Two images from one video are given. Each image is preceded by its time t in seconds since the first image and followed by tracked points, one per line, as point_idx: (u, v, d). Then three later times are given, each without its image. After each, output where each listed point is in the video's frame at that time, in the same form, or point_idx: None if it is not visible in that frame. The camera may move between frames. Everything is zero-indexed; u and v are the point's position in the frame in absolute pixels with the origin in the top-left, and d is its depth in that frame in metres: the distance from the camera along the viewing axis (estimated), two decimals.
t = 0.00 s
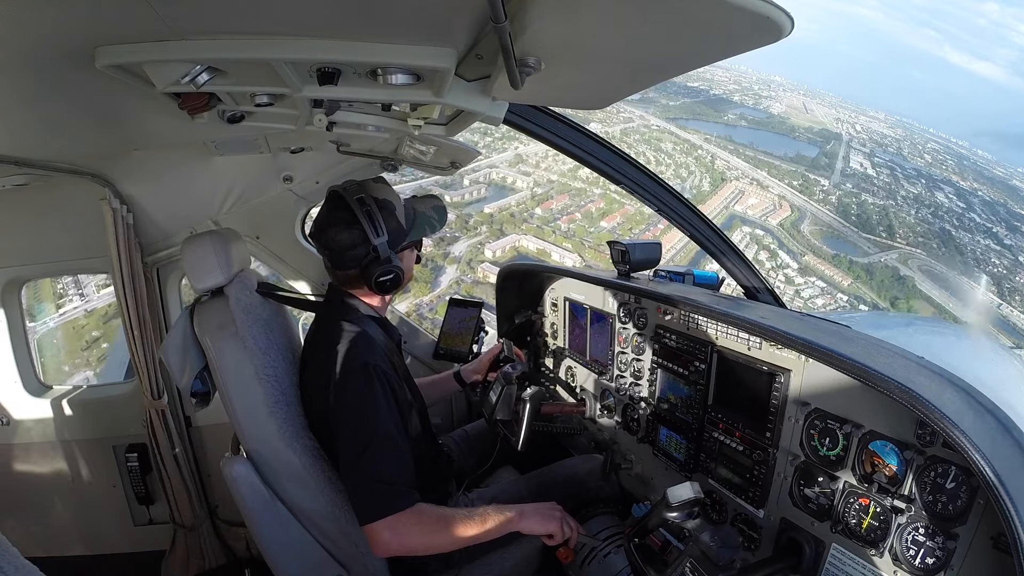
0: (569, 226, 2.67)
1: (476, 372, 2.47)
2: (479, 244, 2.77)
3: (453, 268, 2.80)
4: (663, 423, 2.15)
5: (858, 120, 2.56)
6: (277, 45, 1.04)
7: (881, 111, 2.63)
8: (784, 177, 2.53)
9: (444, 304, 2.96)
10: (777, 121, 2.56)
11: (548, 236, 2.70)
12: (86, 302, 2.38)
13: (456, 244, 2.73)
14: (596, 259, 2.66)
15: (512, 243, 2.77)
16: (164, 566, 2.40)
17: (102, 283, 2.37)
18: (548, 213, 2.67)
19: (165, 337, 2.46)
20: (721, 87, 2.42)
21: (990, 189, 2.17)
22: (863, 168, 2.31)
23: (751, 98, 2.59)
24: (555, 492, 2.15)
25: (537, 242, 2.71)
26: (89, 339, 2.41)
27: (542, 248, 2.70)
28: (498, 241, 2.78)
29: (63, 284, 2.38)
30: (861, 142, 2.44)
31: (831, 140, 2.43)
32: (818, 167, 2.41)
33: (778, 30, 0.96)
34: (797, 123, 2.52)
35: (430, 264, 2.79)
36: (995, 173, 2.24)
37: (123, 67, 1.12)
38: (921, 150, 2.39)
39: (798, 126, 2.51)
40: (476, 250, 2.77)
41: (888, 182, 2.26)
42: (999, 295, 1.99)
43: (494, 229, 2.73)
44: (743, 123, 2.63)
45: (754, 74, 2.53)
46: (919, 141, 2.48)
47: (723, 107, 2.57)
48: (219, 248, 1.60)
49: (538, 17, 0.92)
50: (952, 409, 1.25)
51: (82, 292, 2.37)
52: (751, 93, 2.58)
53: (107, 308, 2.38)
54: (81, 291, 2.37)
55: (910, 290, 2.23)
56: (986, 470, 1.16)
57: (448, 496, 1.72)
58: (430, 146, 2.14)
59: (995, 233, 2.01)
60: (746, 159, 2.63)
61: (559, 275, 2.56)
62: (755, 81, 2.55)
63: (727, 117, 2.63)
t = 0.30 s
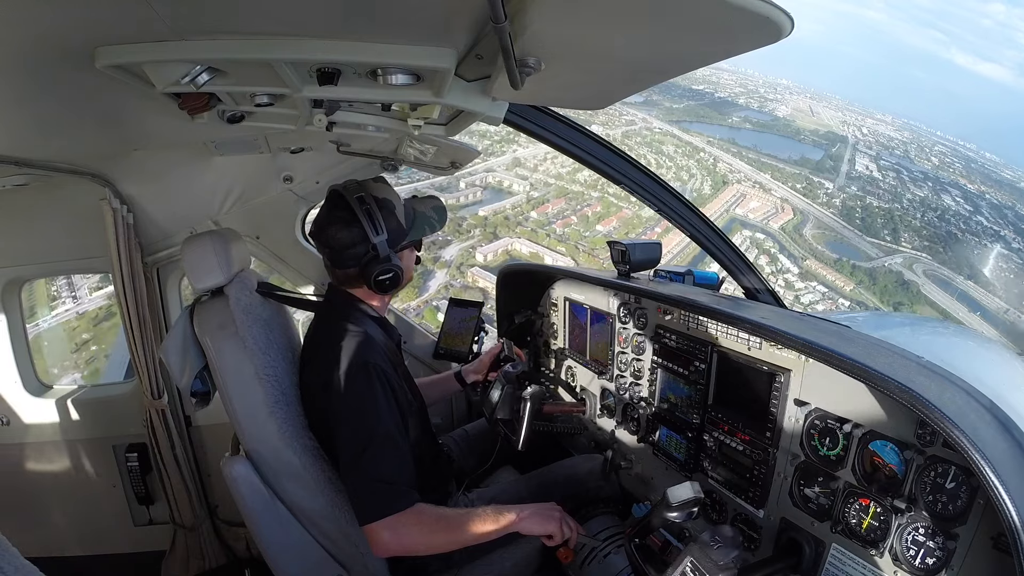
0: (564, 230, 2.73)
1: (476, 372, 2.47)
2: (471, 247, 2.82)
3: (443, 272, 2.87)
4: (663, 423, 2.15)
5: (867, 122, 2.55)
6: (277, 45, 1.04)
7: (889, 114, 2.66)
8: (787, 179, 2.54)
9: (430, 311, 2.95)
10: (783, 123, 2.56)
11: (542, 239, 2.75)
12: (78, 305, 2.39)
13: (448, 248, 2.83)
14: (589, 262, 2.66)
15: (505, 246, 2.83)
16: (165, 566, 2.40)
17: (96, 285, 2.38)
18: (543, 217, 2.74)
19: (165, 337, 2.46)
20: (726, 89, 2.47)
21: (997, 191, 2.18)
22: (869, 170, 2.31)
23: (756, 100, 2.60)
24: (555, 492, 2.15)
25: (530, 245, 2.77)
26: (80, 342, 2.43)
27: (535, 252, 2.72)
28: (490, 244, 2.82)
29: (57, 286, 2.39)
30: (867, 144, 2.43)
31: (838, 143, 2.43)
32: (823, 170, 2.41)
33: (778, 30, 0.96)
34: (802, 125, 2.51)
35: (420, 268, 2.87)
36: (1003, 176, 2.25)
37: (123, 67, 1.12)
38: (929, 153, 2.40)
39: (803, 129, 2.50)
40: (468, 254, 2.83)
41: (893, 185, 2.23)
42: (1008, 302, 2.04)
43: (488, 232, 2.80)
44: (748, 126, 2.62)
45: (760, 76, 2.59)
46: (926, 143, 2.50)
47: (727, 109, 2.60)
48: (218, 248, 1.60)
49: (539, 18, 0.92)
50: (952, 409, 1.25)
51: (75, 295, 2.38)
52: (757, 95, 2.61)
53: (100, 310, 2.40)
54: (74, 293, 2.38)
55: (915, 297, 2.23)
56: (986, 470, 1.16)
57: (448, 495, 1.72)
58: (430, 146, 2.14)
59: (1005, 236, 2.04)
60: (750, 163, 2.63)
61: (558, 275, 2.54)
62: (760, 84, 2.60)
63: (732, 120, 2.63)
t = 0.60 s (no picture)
0: (558, 234, 2.66)
1: (476, 373, 2.48)
2: (461, 251, 2.80)
3: (432, 276, 2.83)
4: (663, 423, 2.15)
5: (873, 126, 2.55)
6: (276, 46, 1.04)
7: (896, 118, 2.63)
8: (790, 182, 2.54)
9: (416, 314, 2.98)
10: (787, 127, 2.56)
11: (535, 243, 2.70)
12: (70, 306, 2.38)
13: (439, 251, 2.80)
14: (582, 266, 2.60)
15: (496, 250, 2.82)
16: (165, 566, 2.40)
17: (89, 287, 2.37)
18: (538, 220, 2.67)
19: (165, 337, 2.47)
20: (731, 93, 2.49)
21: (1008, 196, 2.12)
22: (873, 174, 2.30)
23: (762, 104, 2.60)
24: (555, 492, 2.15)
25: (522, 248, 2.73)
26: (69, 343, 2.42)
27: (527, 255, 2.69)
28: (481, 248, 2.81)
29: (51, 287, 2.37)
30: (873, 148, 2.42)
31: (843, 147, 2.42)
32: (827, 174, 2.40)
33: (777, 30, 0.96)
34: (807, 129, 2.52)
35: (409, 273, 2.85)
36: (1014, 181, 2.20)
37: (123, 67, 1.12)
38: (936, 157, 2.37)
39: (809, 133, 2.51)
40: (459, 257, 2.81)
41: (898, 189, 2.23)
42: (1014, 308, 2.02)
43: (480, 236, 2.75)
44: (752, 130, 2.62)
45: (767, 81, 2.67)
46: (933, 147, 2.46)
47: (731, 113, 2.59)
48: (218, 247, 1.60)
49: (539, 18, 0.92)
50: (952, 409, 1.25)
51: (67, 296, 2.38)
52: (762, 100, 2.61)
53: (91, 312, 2.39)
54: (67, 295, 2.37)
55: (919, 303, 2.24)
56: (985, 469, 1.16)
57: (448, 495, 1.73)
58: (430, 146, 2.14)
59: (1010, 241, 2.01)
60: (754, 166, 2.64)
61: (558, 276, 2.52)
62: (768, 89, 2.67)
63: (736, 124, 2.62)
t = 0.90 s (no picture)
0: (552, 238, 2.68)
1: (476, 373, 2.47)
2: (451, 257, 2.79)
3: (421, 283, 2.88)
4: (663, 423, 2.15)
5: (878, 130, 2.53)
6: (276, 46, 1.04)
7: (902, 122, 2.60)
8: (792, 187, 2.50)
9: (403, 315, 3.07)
10: (791, 131, 2.54)
11: (527, 248, 2.72)
12: (61, 310, 2.37)
13: (430, 257, 2.76)
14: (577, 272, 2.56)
15: (487, 255, 2.84)
16: (165, 566, 2.41)
17: (82, 290, 2.36)
18: (531, 225, 2.69)
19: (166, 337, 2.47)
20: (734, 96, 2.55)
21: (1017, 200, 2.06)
22: (878, 178, 2.27)
23: (767, 108, 2.61)
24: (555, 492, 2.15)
25: (514, 253, 2.74)
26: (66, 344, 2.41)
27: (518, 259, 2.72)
28: (472, 253, 2.82)
29: (45, 291, 2.37)
30: (878, 152, 2.39)
31: (848, 151, 2.40)
32: (832, 177, 2.39)
33: (778, 30, 0.96)
34: (811, 134, 2.49)
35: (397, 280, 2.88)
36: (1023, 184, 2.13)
37: (123, 68, 1.12)
38: (941, 160, 2.32)
39: (813, 137, 2.47)
40: (448, 264, 2.81)
41: (903, 192, 2.21)
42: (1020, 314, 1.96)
43: (472, 241, 2.79)
44: (756, 134, 2.62)
45: (773, 85, 2.75)
46: (939, 152, 2.41)
47: (734, 117, 2.61)
48: (219, 248, 1.60)
49: (538, 17, 0.92)
50: (953, 410, 1.25)
51: (60, 300, 2.36)
52: (767, 104, 2.64)
53: (81, 316, 2.38)
54: (60, 299, 2.36)
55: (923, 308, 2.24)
56: (986, 470, 1.16)
57: (448, 495, 1.73)
58: (430, 146, 2.14)
59: (1016, 245, 1.98)
60: (756, 170, 2.63)
61: (559, 276, 2.53)
62: (774, 91, 2.77)
63: (739, 128, 2.63)
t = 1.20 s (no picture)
0: (545, 244, 2.64)
1: (475, 374, 2.47)
2: (440, 262, 2.79)
3: (410, 289, 2.86)
4: (663, 423, 2.15)
5: (883, 134, 2.55)
6: (276, 46, 1.04)
7: (907, 126, 2.59)
8: (796, 190, 2.48)
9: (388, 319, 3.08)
10: (795, 135, 2.53)
11: (520, 253, 2.68)
12: (53, 316, 2.37)
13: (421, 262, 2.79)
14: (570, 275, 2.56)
15: (478, 261, 2.82)
16: (165, 566, 2.41)
17: (75, 296, 2.36)
18: (525, 230, 2.66)
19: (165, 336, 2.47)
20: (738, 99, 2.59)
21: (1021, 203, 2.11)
22: (883, 181, 2.26)
23: (770, 113, 2.63)
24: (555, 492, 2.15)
25: (504, 258, 2.76)
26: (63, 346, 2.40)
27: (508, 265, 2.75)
28: (462, 259, 2.78)
29: (39, 297, 2.36)
30: (882, 155, 2.40)
31: (852, 155, 2.40)
32: (835, 181, 2.38)
33: (778, 30, 0.96)
34: (815, 137, 2.49)
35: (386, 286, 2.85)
36: None
37: (123, 68, 1.12)
38: (947, 164, 2.32)
39: (816, 141, 2.47)
40: (438, 270, 2.82)
41: (908, 196, 2.19)
42: None
43: (463, 247, 2.76)
44: (759, 138, 2.62)
45: (777, 89, 2.77)
46: (945, 155, 2.41)
47: (737, 121, 2.63)
48: (219, 247, 1.60)
49: (538, 17, 0.92)
50: (952, 411, 1.25)
51: (53, 306, 2.36)
52: (771, 108, 2.65)
53: (72, 322, 2.38)
54: (52, 305, 2.36)
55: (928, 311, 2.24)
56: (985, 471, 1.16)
57: (448, 495, 1.73)
58: (430, 146, 2.14)
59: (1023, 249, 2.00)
60: (756, 173, 2.62)
61: (559, 276, 2.52)
62: (778, 95, 2.77)
63: (743, 132, 2.64)
